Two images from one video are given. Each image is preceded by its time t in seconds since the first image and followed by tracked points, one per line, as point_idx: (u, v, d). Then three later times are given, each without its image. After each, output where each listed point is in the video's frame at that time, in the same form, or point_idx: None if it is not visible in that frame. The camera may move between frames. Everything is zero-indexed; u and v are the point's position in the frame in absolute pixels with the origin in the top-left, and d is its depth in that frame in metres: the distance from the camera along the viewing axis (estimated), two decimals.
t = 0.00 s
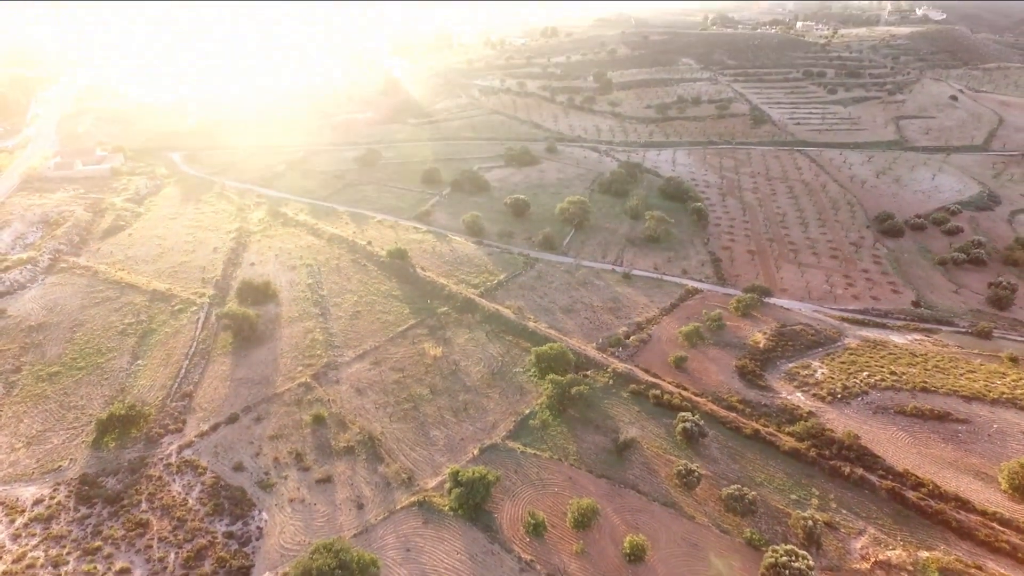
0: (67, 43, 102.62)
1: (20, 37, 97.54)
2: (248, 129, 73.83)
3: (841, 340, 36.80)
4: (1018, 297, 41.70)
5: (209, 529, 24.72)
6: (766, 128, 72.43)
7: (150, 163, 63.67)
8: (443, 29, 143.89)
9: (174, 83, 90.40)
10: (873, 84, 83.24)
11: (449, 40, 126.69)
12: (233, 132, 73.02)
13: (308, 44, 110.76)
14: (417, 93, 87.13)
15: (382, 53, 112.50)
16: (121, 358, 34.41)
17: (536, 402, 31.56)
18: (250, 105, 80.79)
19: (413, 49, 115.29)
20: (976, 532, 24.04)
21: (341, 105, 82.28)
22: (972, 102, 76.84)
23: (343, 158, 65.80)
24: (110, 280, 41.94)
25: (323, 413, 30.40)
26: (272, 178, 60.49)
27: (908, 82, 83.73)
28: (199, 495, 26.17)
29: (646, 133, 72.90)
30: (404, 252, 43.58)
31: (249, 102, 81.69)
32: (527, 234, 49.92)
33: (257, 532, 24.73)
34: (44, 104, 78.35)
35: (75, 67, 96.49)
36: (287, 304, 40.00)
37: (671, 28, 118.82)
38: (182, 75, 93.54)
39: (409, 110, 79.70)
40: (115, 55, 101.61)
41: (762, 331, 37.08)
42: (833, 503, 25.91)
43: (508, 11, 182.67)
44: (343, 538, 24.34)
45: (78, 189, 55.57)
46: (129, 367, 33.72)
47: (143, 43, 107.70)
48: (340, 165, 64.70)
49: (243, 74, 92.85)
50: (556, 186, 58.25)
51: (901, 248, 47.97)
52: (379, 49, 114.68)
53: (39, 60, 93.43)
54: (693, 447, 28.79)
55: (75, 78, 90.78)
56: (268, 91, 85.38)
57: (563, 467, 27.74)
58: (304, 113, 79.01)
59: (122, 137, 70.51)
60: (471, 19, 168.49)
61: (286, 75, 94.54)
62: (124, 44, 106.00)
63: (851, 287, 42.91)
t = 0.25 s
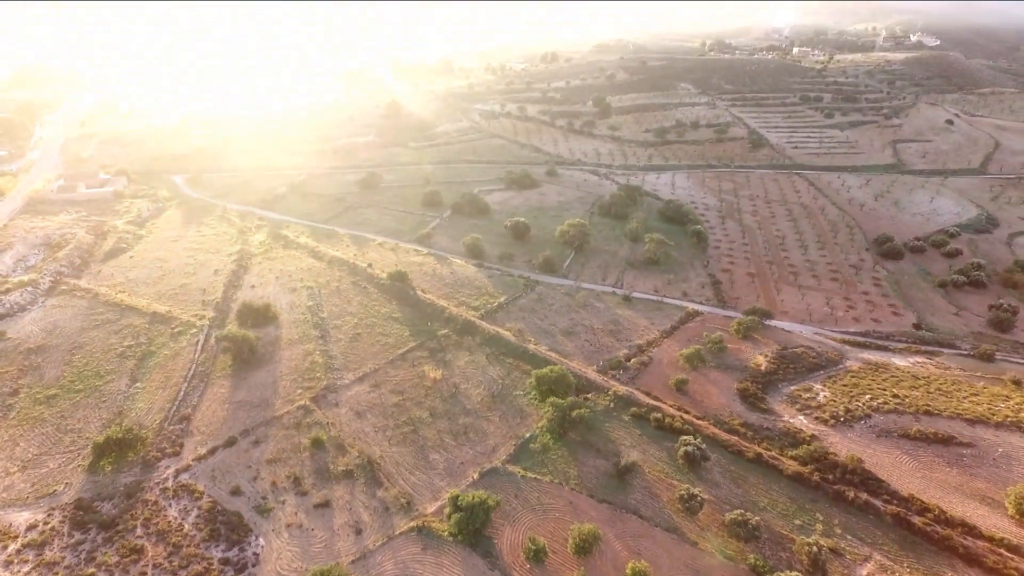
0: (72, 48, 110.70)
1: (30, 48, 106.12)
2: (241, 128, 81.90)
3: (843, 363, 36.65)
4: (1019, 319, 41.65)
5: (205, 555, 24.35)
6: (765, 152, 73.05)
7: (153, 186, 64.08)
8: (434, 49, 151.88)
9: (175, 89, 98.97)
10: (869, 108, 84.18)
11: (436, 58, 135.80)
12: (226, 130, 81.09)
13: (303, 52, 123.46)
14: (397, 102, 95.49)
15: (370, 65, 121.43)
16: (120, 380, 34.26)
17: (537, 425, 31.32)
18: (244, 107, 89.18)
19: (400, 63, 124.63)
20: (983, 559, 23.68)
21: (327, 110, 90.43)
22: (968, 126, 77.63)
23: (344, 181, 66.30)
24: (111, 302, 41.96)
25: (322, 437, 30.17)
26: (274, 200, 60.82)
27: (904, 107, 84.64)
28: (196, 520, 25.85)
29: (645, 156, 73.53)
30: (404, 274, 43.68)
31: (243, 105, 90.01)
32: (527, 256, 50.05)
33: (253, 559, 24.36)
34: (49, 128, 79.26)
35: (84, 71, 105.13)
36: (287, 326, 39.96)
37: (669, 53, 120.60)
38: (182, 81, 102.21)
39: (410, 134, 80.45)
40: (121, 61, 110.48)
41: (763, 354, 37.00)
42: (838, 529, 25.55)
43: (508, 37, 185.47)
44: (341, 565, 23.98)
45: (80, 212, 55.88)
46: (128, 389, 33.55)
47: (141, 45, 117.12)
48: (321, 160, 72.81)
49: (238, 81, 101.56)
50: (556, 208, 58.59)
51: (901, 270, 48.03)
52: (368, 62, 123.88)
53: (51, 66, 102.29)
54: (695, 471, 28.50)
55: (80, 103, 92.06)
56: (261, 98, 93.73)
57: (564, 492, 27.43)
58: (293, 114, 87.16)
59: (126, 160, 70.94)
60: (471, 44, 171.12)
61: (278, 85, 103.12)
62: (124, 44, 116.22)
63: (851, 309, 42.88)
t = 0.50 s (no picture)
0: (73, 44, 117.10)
1: (31, 34, 111.23)
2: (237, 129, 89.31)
3: (845, 383, 36.48)
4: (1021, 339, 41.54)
5: None
6: (763, 172, 73.46)
7: (154, 206, 64.32)
8: (429, 65, 157.75)
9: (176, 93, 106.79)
10: (867, 129, 84.82)
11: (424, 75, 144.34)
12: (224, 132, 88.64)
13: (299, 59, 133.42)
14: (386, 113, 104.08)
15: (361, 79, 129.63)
16: (118, 400, 34.07)
17: (537, 446, 31.07)
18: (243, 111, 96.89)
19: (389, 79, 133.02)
20: None
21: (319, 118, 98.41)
22: (965, 146, 78.21)
23: (345, 201, 66.61)
24: (110, 321, 41.89)
25: (320, 458, 29.91)
26: (275, 220, 61.01)
27: (901, 127, 85.30)
28: (192, 542, 25.53)
29: (645, 176, 73.93)
30: (405, 294, 43.66)
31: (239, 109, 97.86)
32: (527, 275, 50.08)
33: None
34: (53, 148, 79.98)
35: (88, 73, 112.66)
36: (287, 345, 39.83)
37: (668, 75, 121.90)
38: (182, 82, 109.81)
39: (410, 154, 80.94)
40: (124, 61, 117.49)
41: (764, 373, 36.86)
42: (842, 551, 25.20)
43: (508, 58, 187.71)
44: None
45: (82, 231, 56.06)
46: (126, 409, 33.34)
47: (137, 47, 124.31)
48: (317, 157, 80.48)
49: (235, 83, 109.17)
50: (556, 228, 58.76)
51: (901, 289, 48.03)
52: (361, 76, 132.32)
53: (57, 67, 109.87)
54: (697, 492, 28.20)
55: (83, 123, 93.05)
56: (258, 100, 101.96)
57: (565, 513, 27.11)
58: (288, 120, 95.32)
59: (128, 180, 71.23)
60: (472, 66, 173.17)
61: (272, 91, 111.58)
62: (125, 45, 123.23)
63: (852, 328, 42.80)
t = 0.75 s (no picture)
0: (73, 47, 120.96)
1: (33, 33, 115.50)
2: (237, 133, 96.69)
3: (847, 402, 36.27)
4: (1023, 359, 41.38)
5: None
6: (763, 191, 73.82)
7: (156, 225, 64.58)
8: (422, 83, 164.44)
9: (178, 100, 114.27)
10: (864, 149, 85.45)
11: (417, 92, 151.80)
12: (224, 137, 95.84)
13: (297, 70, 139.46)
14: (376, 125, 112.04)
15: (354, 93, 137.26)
16: (116, 420, 33.86)
17: (537, 467, 30.80)
18: (241, 119, 103.21)
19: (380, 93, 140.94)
20: None
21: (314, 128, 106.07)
22: (963, 166, 78.68)
23: (346, 220, 66.87)
24: (110, 340, 41.82)
25: (319, 479, 29.64)
26: (276, 239, 61.18)
27: (899, 147, 85.89)
28: (188, 565, 25.19)
29: (644, 196, 74.30)
30: (405, 313, 43.62)
31: (240, 127, 99.62)
32: (527, 294, 50.07)
33: None
34: (56, 168, 80.57)
35: (88, 73, 117.93)
36: (286, 365, 39.68)
37: (667, 96, 123.15)
38: (180, 89, 116.47)
39: (411, 174, 81.40)
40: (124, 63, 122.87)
41: (765, 393, 36.72)
42: (847, 574, 24.84)
43: (508, 79, 189.65)
44: None
45: (83, 251, 56.19)
46: (123, 429, 33.13)
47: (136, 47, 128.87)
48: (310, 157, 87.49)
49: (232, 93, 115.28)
50: (556, 247, 58.90)
51: (902, 309, 47.98)
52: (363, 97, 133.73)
53: (57, 67, 114.69)
54: (699, 514, 27.89)
55: (88, 143, 93.81)
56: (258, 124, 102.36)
57: (566, 535, 26.79)
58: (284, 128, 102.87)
59: (130, 200, 71.62)
60: (473, 87, 175.07)
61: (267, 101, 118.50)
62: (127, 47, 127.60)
63: (853, 348, 42.67)
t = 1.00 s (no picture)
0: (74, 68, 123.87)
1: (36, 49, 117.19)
2: (237, 147, 100.93)
3: (849, 423, 36.02)
4: None
5: None
6: (762, 211, 74.09)
7: (156, 244, 64.77)
8: (421, 102, 168.22)
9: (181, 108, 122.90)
10: (862, 169, 85.99)
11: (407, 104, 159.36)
12: (225, 150, 99.82)
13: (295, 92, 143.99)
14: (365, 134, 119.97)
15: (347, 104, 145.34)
16: (113, 440, 33.61)
17: (538, 488, 30.50)
18: (245, 140, 104.86)
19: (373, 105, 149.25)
20: None
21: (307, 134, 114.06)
22: (961, 186, 79.06)
23: (347, 239, 67.09)
24: (109, 359, 41.68)
25: (317, 500, 29.36)
26: (276, 259, 61.31)
27: (897, 168, 86.43)
28: None
29: (644, 215, 74.56)
30: (405, 332, 43.55)
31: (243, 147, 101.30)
32: (528, 314, 50.01)
33: None
34: (59, 188, 81.08)
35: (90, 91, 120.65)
36: (285, 384, 39.50)
37: (666, 117, 124.28)
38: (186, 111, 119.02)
39: (411, 194, 81.75)
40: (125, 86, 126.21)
41: (766, 412, 36.55)
42: None
43: (507, 100, 191.46)
44: None
45: (84, 270, 56.29)
46: (120, 450, 32.88)
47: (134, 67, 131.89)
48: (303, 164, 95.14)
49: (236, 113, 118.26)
50: (556, 267, 58.93)
51: (902, 328, 47.91)
52: (365, 118, 134.95)
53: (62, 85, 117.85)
54: (701, 536, 27.55)
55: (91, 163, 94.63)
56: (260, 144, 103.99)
57: (566, 558, 26.43)
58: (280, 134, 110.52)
59: (132, 219, 71.93)
60: (474, 108, 176.91)
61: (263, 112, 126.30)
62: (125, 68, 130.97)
63: (855, 367, 42.51)
